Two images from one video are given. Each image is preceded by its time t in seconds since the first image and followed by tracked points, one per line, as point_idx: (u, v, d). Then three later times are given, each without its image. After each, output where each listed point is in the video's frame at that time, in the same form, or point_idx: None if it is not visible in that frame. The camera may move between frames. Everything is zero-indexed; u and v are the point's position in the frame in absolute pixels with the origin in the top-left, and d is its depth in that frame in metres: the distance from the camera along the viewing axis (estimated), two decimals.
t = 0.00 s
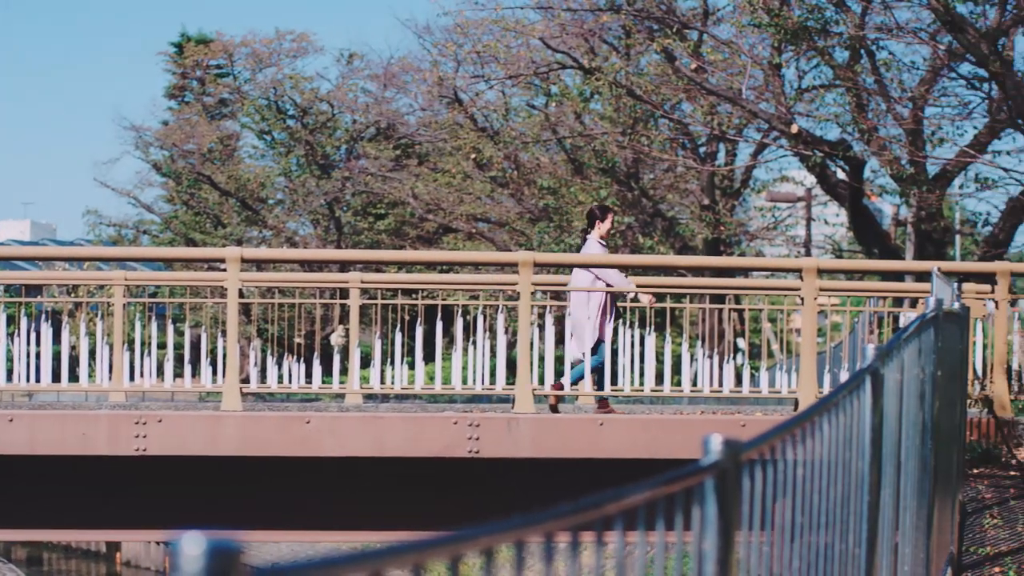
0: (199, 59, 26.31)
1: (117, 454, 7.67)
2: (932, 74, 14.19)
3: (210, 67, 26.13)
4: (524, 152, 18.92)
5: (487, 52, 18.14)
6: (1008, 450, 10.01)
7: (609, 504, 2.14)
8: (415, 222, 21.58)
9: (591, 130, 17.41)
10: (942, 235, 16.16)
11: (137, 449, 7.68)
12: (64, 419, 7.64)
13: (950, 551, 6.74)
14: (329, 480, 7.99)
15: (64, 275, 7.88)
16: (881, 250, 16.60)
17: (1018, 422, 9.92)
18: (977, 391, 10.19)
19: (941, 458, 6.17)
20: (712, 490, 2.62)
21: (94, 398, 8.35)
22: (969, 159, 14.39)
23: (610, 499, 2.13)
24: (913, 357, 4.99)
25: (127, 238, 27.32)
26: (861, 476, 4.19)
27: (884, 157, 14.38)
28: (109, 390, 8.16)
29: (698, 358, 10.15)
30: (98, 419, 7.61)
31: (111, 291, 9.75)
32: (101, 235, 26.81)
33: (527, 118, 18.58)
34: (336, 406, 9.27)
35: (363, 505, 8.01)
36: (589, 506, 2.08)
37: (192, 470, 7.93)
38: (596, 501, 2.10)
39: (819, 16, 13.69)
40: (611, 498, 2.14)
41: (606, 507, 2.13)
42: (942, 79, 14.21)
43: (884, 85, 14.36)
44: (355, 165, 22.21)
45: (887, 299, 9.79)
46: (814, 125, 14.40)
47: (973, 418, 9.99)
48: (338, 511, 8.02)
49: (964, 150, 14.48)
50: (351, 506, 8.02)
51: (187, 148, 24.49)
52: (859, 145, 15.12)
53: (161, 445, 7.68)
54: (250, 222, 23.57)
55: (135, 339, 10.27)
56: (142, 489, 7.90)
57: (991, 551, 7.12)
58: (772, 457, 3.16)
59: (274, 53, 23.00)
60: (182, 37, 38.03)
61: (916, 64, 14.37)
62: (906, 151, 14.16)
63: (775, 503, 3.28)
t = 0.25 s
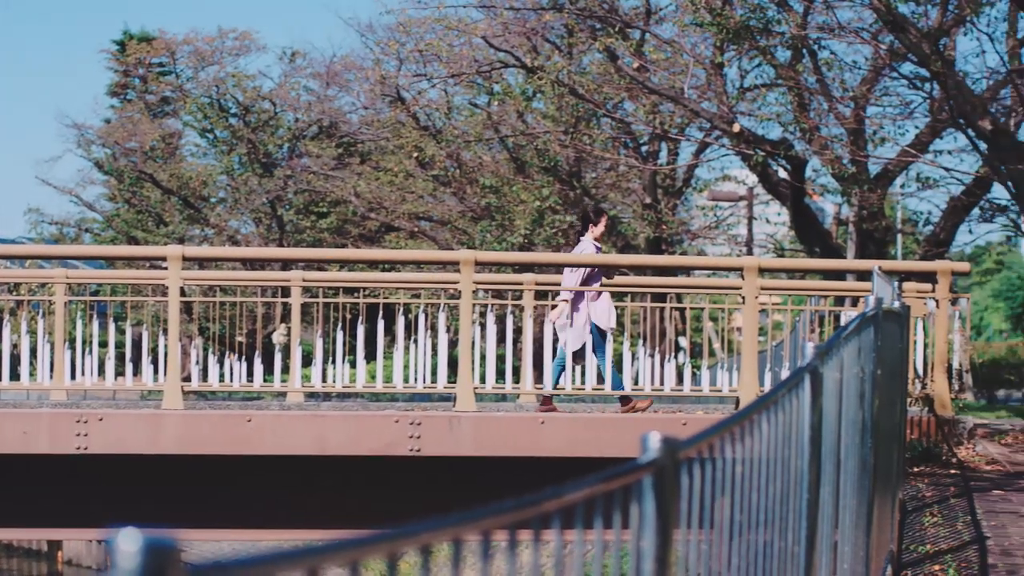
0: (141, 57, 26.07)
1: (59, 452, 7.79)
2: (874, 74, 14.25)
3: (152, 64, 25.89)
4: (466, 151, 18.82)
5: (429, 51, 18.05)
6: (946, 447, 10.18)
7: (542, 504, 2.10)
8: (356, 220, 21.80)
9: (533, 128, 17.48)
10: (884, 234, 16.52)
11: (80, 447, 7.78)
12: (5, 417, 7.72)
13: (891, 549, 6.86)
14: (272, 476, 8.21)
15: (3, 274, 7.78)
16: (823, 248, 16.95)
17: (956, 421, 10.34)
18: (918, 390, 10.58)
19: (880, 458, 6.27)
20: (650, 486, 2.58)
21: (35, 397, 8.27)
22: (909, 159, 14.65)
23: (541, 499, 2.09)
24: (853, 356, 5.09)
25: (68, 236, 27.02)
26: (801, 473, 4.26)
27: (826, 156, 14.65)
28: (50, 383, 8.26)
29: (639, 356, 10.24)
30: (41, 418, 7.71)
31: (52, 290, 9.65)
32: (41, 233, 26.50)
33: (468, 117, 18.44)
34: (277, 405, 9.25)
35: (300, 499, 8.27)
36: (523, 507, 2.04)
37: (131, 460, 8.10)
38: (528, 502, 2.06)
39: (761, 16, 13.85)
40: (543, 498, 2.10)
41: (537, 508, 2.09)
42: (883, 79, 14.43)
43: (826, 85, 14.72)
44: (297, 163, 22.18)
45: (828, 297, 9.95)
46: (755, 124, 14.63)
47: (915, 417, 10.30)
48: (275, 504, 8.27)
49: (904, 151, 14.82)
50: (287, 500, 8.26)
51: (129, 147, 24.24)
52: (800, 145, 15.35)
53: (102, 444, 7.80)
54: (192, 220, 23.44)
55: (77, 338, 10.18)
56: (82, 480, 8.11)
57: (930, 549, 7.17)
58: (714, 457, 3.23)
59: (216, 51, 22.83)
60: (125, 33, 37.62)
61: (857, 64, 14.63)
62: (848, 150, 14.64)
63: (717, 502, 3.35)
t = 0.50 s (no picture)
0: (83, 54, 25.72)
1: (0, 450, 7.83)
2: (815, 72, 14.71)
3: (94, 61, 25.56)
4: (409, 149, 18.98)
5: (373, 48, 18.01)
6: (888, 445, 10.40)
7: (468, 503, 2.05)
8: (300, 217, 21.88)
9: (476, 126, 17.49)
10: (826, 232, 16.70)
11: (22, 444, 7.83)
12: None
13: (833, 546, 6.94)
14: (214, 476, 8.22)
15: None
16: (766, 247, 17.15)
17: (898, 418, 10.59)
18: (860, 387, 10.77)
19: (822, 456, 6.37)
20: (589, 483, 2.56)
21: None
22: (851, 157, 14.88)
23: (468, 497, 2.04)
24: (794, 354, 5.19)
25: (8, 234, 26.62)
26: (741, 470, 4.34)
27: (768, 154, 14.84)
28: None
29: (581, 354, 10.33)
30: None
31: None
32: None
33: (412, 115, 18.69)
34: (219, 403, 9.19)
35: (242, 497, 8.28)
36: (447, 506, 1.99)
37: (77, 459, 8.15)
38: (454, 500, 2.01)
39: (704, 14, 13.98)
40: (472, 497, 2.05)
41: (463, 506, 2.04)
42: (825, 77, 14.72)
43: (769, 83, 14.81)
44: (240, 161, 22.12)
45: (769, 294, 10.09)
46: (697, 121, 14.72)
47: (857, 415, 10.53)
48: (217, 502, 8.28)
49: (846, 149, 15.09)
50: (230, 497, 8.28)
51: (72, 144, 23.80)
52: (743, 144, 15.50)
53: (44, 441, 7.84)
54: (135, 218, 23.22)
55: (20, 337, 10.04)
56: (25, 480, 8.14)
57: (872, 546, 7.24)
58: (657, 453, 3.30)
59: (160, 48, 22.62)
60: (67, 32, 37.05)
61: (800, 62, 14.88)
62: (790, 148, 14.77)
63: (659, 498, 3.41)
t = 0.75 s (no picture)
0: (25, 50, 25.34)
1: None
2: (758, 71, 14.96)
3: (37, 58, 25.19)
4: (352, 147, 19.17)
5: (317, 48, 18.08)
6: (830, 443, 10.58)
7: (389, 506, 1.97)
8: (243, 216, 21.93)
9: (419, 124, 17.48)
10: (768, 231, 17.10)
11: None
12: None
13: (774, 544, 7.10)
14: (159, 475, 8.38)
15: None
16: (709, 245, 17.32)
17: (840, 417, 10.76)
18: (802, 385, 10.92)
19: (764, 454, 6.46)
20: (531, 482, 2.47)
21: None
22: (795, 157, 15.14)
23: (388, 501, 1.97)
24: (736, 352, 5.29)
25: None
26: (682, 468, 4.40)
27: (712, 153, 14.96)
28: None
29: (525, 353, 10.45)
30: None
31: None
32: None
33: (356, 113, 18.54)
34: (163, 401, 9.16)
35: (184, 495, 8.43)
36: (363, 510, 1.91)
37: (26, 458, 8.33)
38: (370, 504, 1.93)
39: (648, 13, 13.93)
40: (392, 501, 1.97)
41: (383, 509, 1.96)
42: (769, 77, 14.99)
43: (712, 82, 15.13)
44: (184, 159, 22.15)
45: (713, 293, 10.23)
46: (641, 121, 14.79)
47: (799, 413, 10.67)
48: (160, 500, 8.42)
49: (789, 147, 15.32)
50: (172, 495, 8.42)
51: (14, 142, 22.98)
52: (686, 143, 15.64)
53: None
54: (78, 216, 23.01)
55: None
56: None
57: (814, 544, 7.40)
58: (600, 452, 3.36)
59: (104, 45, 22.40)
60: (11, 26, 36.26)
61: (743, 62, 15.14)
62: (733, 146, 14.87)
63: (601, 497, 3.48)
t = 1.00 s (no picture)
0: None
1: None
2: (705, 69, 15.12)
3: None
4: (298, 143, 18.88)
5: (262, 43, 18.41)
6: (776, 440, 10.83)
7: (330, 506, 1.90)
8: (189, 213, 21.87)
9: (367, 121, 17.28)
10: (714, 228, 17.21)
11: None
12: None
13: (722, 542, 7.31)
14: (107, 468, 8.61)
15: None
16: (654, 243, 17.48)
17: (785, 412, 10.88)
18: (748, 382, 10.93)
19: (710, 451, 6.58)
20: (474, 477, 2.41)
21: None
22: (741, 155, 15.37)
23: (330, 499, 1.90)
24: (679, 349, 5.39)
25: None
26: (626, 465, 4.50)
27: (657, 150, 15.09)
28: None
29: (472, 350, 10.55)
30: None
31: None
32: None
33: (301, 109, 18.42)
34: (110, 398, 9.12)
35: (134, 487, 8.67)
36: (307, 508, 1.84)
37: None
38: (314, 501, 1.86)
39: (594, 10, 14.20)
40: (336, 498, 1.90)
41: (324, 508, 1.89)
42: (714, 73, 15.22)
43: (658, 80, 15.26)
44: (129, 156, 22.28)
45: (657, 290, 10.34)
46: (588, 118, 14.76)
47: (745, 409, 10.83)
48: (108, 493, 8.65)
49: (735, 146, 15.51)
50: (122, 488, 8.66)
51: None
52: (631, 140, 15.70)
53: None
54: (23, 213, 22.85)
55: None
56: None
57: (759, 540, 7.63)
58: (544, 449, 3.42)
59: (49, 42, 22.24)
60: None
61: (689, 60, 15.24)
62: (679, 143, 15.02)
63: (547, 494, 3.54)
